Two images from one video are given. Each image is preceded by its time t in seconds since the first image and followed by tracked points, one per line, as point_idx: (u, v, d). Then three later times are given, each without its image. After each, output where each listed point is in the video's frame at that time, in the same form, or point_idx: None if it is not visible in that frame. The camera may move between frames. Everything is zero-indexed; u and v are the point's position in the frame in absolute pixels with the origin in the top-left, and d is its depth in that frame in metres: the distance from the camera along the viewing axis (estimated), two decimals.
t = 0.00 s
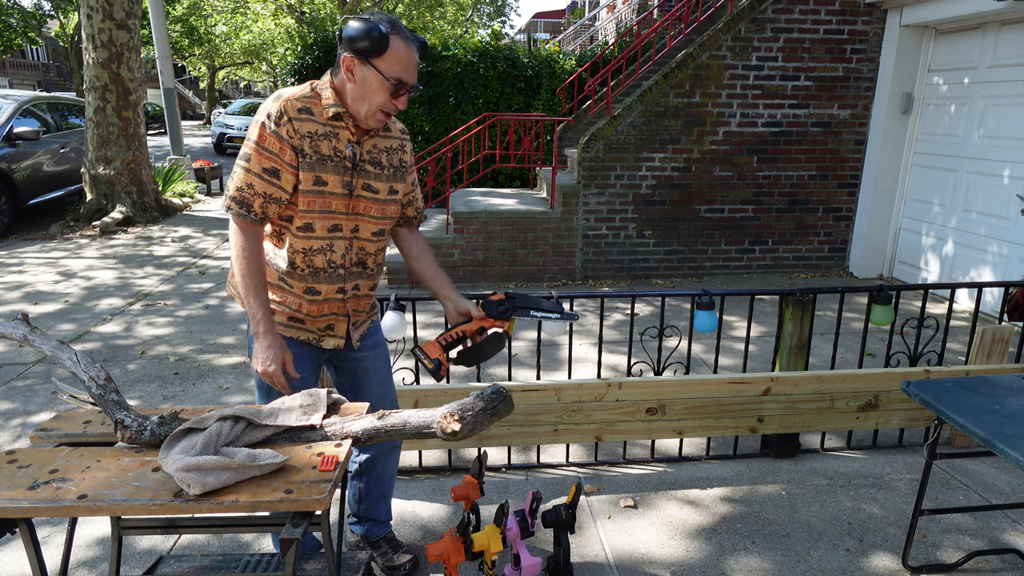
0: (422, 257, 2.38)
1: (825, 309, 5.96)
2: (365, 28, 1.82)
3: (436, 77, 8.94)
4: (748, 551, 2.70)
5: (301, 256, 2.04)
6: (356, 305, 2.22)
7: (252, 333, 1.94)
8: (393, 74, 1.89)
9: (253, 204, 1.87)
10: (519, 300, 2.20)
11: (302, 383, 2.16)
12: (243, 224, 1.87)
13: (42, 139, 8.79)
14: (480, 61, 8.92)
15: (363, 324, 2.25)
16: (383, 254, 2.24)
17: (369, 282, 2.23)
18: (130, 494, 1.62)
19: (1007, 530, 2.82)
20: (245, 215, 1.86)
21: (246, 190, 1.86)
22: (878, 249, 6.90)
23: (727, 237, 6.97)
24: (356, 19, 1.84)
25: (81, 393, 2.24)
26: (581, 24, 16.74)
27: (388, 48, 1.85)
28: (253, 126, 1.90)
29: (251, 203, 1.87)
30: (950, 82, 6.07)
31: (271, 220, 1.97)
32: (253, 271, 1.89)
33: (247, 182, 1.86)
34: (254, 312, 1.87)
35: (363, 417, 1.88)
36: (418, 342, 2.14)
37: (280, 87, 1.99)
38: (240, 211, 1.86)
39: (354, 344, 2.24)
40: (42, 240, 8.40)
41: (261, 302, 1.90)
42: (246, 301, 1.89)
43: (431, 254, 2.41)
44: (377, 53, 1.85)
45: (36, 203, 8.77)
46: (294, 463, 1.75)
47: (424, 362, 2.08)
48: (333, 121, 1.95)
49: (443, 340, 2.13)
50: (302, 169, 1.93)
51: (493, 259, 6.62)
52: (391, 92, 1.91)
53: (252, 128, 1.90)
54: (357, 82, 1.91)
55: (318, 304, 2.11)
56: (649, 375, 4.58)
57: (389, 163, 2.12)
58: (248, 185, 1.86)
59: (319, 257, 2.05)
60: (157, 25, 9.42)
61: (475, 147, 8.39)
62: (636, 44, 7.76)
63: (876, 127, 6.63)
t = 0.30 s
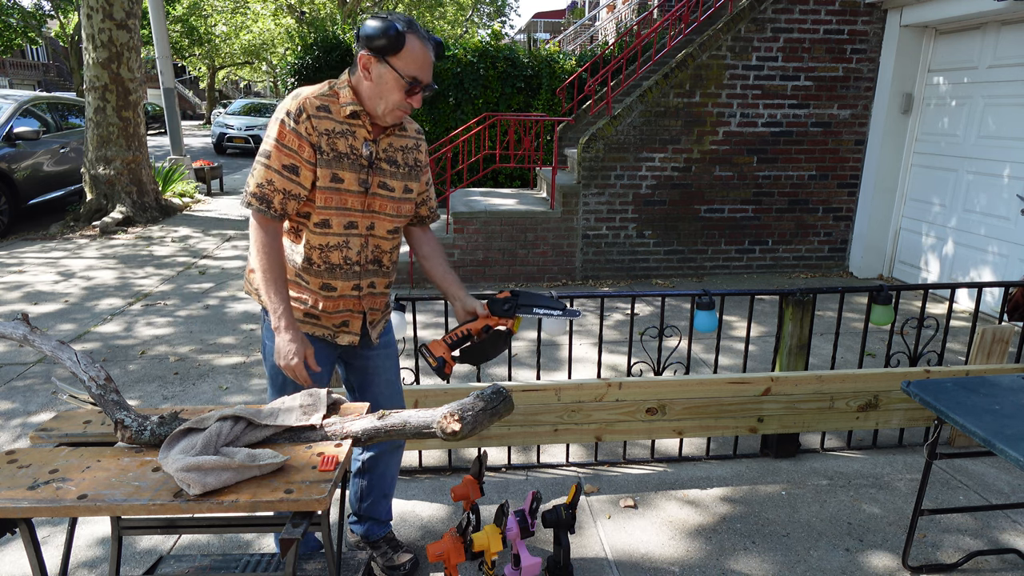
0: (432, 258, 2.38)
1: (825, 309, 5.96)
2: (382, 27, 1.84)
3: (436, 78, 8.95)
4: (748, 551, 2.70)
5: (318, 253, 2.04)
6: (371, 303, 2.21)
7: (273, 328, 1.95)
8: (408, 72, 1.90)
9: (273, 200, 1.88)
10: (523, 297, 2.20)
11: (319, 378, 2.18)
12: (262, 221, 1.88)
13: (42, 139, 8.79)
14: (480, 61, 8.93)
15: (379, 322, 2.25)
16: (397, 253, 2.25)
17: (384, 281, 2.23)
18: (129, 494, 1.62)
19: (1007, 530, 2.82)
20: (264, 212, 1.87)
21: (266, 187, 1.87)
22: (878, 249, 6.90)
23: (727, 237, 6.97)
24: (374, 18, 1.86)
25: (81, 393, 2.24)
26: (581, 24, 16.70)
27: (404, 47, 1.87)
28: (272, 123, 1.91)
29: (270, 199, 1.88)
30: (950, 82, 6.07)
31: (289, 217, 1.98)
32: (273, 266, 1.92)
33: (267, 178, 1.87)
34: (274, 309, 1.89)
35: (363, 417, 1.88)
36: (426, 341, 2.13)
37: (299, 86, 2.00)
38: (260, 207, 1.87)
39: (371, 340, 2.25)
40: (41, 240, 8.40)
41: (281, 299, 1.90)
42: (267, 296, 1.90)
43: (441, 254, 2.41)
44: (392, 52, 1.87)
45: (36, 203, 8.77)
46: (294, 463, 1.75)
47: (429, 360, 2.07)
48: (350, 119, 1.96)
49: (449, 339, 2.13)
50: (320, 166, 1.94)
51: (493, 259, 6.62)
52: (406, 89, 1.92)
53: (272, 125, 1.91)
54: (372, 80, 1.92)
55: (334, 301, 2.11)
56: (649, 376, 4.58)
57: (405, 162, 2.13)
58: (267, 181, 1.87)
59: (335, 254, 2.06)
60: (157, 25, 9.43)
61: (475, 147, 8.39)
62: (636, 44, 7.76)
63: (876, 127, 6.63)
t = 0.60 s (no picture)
0: (441, 258, 2.37)
1: (825, 309, 5.96)
2: (387, 20, 1.83)
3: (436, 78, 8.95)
4: (748, 552, 2.70)
5: (327, 251, 2.05)
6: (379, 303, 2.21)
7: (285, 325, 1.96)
8: (411, 66, 1.88)
9: (284, 198, 1.89)
10: (528, 296, 2.16)
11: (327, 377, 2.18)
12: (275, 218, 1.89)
13: (42, 139, 8.79)
14: (480, 61, 8.94)
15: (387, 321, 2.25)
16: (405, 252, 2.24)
17: (391, 280, 2.22)
18: (129, 494, 1.62)
19: (1007, 530, 2.82)
20: (276, 209, 1.88)
21: (278, 184, 1.88)
22: (878, 249, 6.90)
23: (727, 237, 6.96)
24: (380, 13, 1.87)
25: (81, 393, 2.24)
26: (581, 24, 16.68)
27: (408, 42, 1.87)
28: (285, 121, 1.92)
29: (283, 197, 1.89)
30: (950, 83, 6.07)
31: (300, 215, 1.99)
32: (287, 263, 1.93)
33: (280, 176, 1.88)
34: (287, 306, 1.90)
35: (363, 417, 1.88)
36: (436, 348, 2.17)
37: (313, 85, 2.01)
38: (272, 204, 1.88)
39: (378, 339, 2.25)
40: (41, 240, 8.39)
41: (293, 296, 1.91)
42: (280, 293, 1.91)
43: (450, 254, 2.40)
44: (397, 45, 1.87)
45: (36, 203, 8.77)
46: (294, 463, 1.75)
47: (441, 366, 2.14)
48: (361, 118, 1.96)
49: (458, 345, 2.15)
50: (331, 164, 1.94)
51: (493, 259, 6.62)
52: (409, 84, 1.89)
53: (285, 123, 1.92)
54: (379, 75, 1.92)
55: (342, 299, 2.12)
56: (649, 375, 4.58)
57: (415, 163, 2.12)
58: (279, 178, 1.88)
59: (344, 252, 2.06)
60: (157, 25, 9.43)
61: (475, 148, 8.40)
62: (635, 44, 7.76)
63: (876, 127, 6.63)
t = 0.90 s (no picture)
0: (448, 260, 2.37)
1: (825, 309, 5.96)
2: (392, 20, 1.83)
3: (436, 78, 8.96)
4: (748, 552, 2.70)
5: (331, 250, 2.05)
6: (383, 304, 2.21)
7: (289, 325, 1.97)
8: (416, 66, 1.88)
9: (289, 197, 1.90)
10: (534, 300, 2.13)
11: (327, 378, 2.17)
12: (280, 217, 1.90)
13: (42, 139, 8.79)
14: (480, 62, 8.95)
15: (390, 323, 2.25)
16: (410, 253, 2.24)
17: (396, 281, 2.22)
18: (130, 494, 1.62)
19: (1007, 530, 2.82)
20: (281, 208, 1.89)
21: (283, 183, 1.89)
22: (878, 249, 6.90)
23: (727, 237, 6.96)
24: (385, 13, 1.87)
25: (81, 393, 2.24)
26: (581, 24, 16.71)
27: (413, 42, 1.86)
28: (291, 120, 1.93)
29: (288, 196, 1.89)
30: (950, 83, 6.08)
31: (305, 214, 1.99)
32: (291, 261, 1.93)
33: (285, 175, 1.89)
34: (292, 306, 1.90)
35: (364, 417, 1.88)
36: (442, 348, 2.16)
37: (320, 85, 2.03)
38: (277, 203, 1.89)
39: (381, 340, 2.25)
40: (41, 240, 8.39)
41: (297, 295, 1.92)
42: (285, 292, 1.92)
43: (457, 256, 2.40)
44: (402, 45, 1.87)
45: (36, 203, 8.77)
46: (294, 463, 1.75)
47: (445, 367, 2.12)
48: (367, 118, 1.97)
49: (463, 347, 2.14)
50: (336, 164, 1.95)
51: (493, 259, 6.62)
52: (414, 84, 1.89)
53: (292, 122, 1.93)
54: (384, 75, 1.92)
55: (346, 299, 2.12)
56: (649, 375, 4.58)
57: (420, 164, 2.12)
58: (285, 177, 1.89)
59: (348, 252, 2.06)
60: (157, 25, 9.43)
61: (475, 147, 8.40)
62: (635, 44, 7.76)
63: (875, 127, 6.63)
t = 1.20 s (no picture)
0: (452, 261, 2.38)
1: (825, 309, 5.96)
2: (392, 17, 1.84)
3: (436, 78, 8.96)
4: (748, 552, 2.70)
5: (332, 249, 2.05)
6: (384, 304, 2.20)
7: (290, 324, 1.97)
8: (417, 63, 1.87)
9: (290, 196, 1.90)
10: (538, 302, 2.13)
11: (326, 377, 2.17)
12: (281, 216, 1.91)
13: (42, 139, 8.79)
14: (481, 62, 8.96)
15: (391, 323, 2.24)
16: (412, 253, 2.23)
17: (397, 281, 2.21)
18: (130, 494, 1.62)
19: (1007, 530, 2.82)
20: (282, 206, 1.90)
21: (284, 181, 1.89)
22: (878, 249, 6.90)
23: (727, 237, 6.96)
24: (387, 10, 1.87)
25: (81, 393, 2.24)
26: (581, 24, 16.73)
27: (413, 39, 1.86)
28: (293, 119, 1.94)
29: (289, 195, 1.90)
30: (950, 83, 6.08)
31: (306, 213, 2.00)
32: (291, 259, 1.93)
33: (286, 174, 1.90)
34: (293, 304, 1.91)
35: (363, 417, 1.87)
36: (446, 351, 2.15)
37: (323, 84, 2.03)
38: (278, 202, 1.89)
39: (382, 340, 2.24)
40: (41, 240, 8.39)
41: (297, 294, 1.92)
42: (285, 291, 1.92)
43: (461, 257, 2.40)
44: (403, 43, 1.87)
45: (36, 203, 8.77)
46: (294, 462, 1.75)
47: (449, 370, 2.10)
48: (369, 117, 1.97)
49: (467, 349, 2.12)
50: (337, 163, 1.95)
51: (493, 259, 6.61)
52: (414, 81, 1.88)
53: (294, 121, 1.94)
54: (385, 73, 1.92)
55: (347, 298, 2.12)
56: (649, 375, 4.59)
57: (423, 164, 2.11)
58: (285, 176, 1.89)
59: (349, 251, 2.06)
60: (157, 25, 9.43)
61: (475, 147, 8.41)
62: (635, 44, 7.76)
63: (875, 127, 6.63)
